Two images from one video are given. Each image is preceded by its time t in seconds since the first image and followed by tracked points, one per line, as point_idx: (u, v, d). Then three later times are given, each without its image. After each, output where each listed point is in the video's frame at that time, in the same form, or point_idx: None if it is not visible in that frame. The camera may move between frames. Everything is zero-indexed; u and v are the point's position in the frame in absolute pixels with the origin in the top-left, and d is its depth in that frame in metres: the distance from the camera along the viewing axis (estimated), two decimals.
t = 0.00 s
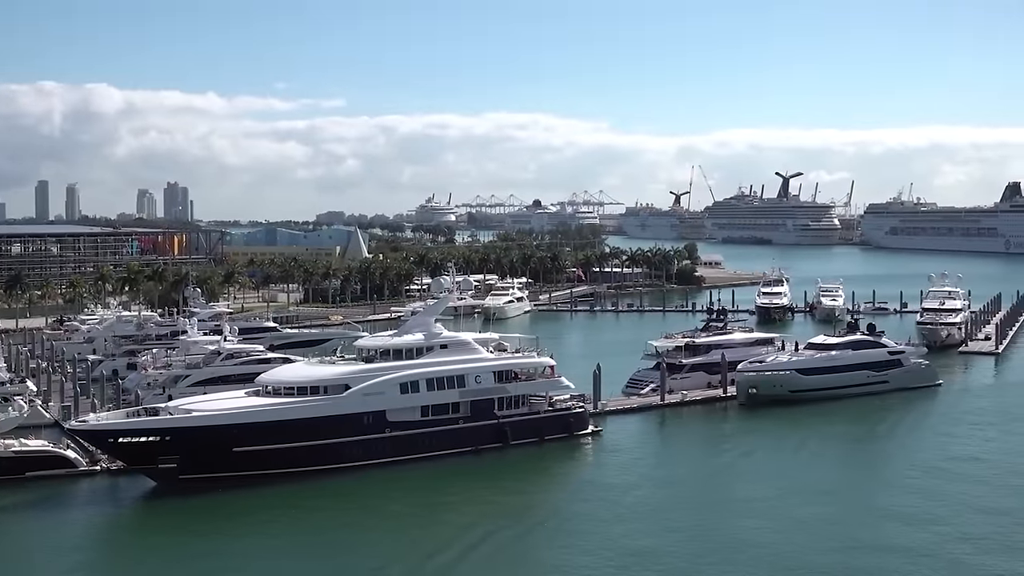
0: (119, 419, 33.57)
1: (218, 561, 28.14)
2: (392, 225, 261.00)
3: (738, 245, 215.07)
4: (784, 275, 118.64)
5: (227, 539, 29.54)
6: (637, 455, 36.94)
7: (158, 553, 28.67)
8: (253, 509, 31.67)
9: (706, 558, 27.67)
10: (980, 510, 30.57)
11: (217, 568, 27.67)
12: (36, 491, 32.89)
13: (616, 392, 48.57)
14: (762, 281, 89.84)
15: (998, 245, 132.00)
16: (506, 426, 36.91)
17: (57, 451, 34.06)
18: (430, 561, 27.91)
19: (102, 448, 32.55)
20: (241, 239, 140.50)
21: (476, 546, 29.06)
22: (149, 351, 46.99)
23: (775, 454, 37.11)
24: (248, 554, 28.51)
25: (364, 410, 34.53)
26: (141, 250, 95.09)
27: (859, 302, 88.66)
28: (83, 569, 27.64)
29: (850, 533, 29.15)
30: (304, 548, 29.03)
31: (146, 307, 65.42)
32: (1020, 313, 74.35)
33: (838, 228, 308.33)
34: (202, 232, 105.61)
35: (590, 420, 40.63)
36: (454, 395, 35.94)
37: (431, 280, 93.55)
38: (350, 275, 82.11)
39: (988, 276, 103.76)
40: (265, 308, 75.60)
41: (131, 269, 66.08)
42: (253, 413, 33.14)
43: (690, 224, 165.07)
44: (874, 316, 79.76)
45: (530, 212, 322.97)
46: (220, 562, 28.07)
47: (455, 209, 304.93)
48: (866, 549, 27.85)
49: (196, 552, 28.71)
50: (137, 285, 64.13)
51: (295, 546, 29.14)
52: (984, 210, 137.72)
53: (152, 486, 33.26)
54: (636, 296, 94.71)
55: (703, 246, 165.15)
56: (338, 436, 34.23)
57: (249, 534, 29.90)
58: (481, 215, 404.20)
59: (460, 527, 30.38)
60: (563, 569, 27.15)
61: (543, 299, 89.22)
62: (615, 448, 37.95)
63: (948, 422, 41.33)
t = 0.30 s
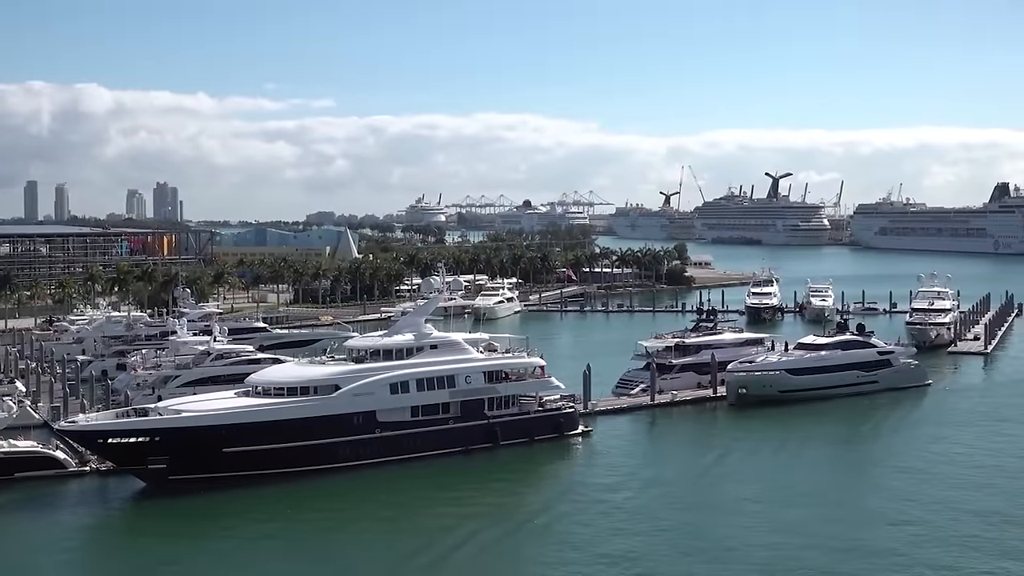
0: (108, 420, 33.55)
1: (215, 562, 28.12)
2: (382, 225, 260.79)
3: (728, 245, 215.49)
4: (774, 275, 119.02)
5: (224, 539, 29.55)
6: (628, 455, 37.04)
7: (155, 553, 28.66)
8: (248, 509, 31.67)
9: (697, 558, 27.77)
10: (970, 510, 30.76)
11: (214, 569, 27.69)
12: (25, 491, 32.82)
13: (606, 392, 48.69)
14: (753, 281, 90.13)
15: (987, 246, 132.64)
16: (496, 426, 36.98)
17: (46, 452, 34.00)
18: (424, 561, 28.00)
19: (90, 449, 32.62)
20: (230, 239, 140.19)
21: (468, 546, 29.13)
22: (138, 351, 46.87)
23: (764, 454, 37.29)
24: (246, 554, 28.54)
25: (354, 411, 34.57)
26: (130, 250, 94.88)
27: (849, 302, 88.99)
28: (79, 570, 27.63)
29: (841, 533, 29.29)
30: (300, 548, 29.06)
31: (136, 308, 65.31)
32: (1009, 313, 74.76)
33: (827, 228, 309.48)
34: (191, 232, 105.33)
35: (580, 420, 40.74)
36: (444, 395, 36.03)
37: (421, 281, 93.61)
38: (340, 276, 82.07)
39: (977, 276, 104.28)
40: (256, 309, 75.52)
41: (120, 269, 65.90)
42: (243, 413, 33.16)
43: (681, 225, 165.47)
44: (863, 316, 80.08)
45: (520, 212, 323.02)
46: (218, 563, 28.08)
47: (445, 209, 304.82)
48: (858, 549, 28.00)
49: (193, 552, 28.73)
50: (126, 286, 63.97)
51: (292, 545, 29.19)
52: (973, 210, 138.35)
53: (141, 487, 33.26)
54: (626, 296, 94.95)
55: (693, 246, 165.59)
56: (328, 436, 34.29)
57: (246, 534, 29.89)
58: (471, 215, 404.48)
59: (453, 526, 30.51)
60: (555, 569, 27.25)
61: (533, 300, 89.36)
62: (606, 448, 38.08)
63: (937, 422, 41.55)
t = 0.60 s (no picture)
0: (97, 420, 33.53)
1: (207, 563, 28.17)
2: (371, 225, 260.82)
3: (717, 245, 216.06)
4: (763, 275, 119.46)
5: (217, 539, 29.59)
6: (616, 455, 37.15)
7: (147, 553, 28.69)
8: (240, 509, 31.69)
9: (687, 558, 27.87)
10: (957, 509, 30.92)
11: (206, 569, 27.74)
12: (12, 492, 32.76)
13: (595, 392, 48.79)
14: (742, 281, 90.48)
15: (975, 246, 133.32)
16: (486, 426, 37.08)
17: (33, 452, 33.94)
18: (414, 561, 28.09)
19: (79, 449, 32.60)
20: (219, 239, 140.05)
21: (457, 546, 29.21)
22: (126, 351, 46.80)
23: (753, 454, 37.45)
24: (236, 555, 28.56)
25: (343, 411, 34.57)
26: (118, 250, 94.71)
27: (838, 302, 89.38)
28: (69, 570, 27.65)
29: (828, 532, 29.42)
30: (293, 549, 29.05)
31: (124, 308, 65.21)
32: (996, 313, 75.18)
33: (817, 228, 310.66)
34: (180, 232, 105.16)
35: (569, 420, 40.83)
36: (433, 395, 36.06)
37: (410, 281, 93.71)
38: (329, 276, 82.11)
39: (965, 276, 104.85)
40: (244, 309, 75.48)
41: (108, 269, 65.77)
42: (232, 413, 33.12)
43: (669, 225, 165.96)
44: (852, 316, 80.50)
45: (509, 211, 323.20)
46: (210, 563, 28.11)
47: (433, 210, 304.95)
48: (845, 549, 28.12)
49: (185, 552, 28.75)
50: (115, 286, 63.85)
51: (284, 545, 29.24)
52: (961, 210, 139.03)
53: (130, 487, 33.26)
54: (615, 296, 95.14)
55: (681, 246, 166.08)
56: (317, 436, 34.29)
57: (239, 534, 29.94)
58: (460, 215, 404.62)
59: (443, 526, 30.60)
60: (545, 569, 27.33)
61: (522, 300, 89.49)
62: (594, 448, 38.17)
63: (925, 422, 41.77)
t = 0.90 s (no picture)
0: (86, 420, 33.52)
1: (198, 562, 28.22)
2: (360, 226, 260.63)
3: (706, 245, 216.63)
4: (752, 275, 119.87)
5: (208, 539, 29.65)
6: (606, 455, 37.26)
7: (139, 552, 28.77)
8: (232, 510, 31.71)
9: (675, 557, 28.02)
10: (945, 509, 31.10)
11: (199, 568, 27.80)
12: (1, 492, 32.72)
13: (585, 391, 48.93)
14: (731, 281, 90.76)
15: (963, 246, 134.00)
16: (475, 426, 37.15)
17: (21, 452, 33.89)
18: (404, 560, 28.18)
19: (67, 450, 32.56)
20: (208, 240, 139.73)
21: (449, 545, 29.30)
22: (115, 351, 46.71)
23: (742, 454, 37.62)
24: (226, 555, 28.60)
25: (332, 411, 34.61)
26: (106, 251, 94.49)
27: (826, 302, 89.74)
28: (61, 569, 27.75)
29: (817, 532, 29.58)
30: (283, 548, 29.09)
31: (112, 307, 65.08)
32: (984, 313, 75.58)
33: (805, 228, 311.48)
34: (169, 232, 104.87)
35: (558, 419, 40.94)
36: (422, 395, 36.15)
37: (400, 281, 93.73)
38: (318, 275, 82.03)
39: (953, 276, 105.37)
40: (233, 309, 75.41)
41: (96, 269, 65.63)
42: (221, 413, 33.13)
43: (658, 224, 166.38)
44: (840, 316, 80.84)
45: (498, 212, 323.25)
46: (202, 562, 28.18)
47: (422, 210, 304.62)
48: (834, 548, 28.29)
49: (178, 551, 28.84)
50: (103, 286, 63.71)
51: (276, 545, 29.28)
52: (949, 210, 139.72)
53: (119, 487, 33.25)
54: (604, 296, 95.33)
55: (670, 245, 166.47)
56: (306, 436, 34.32)
57: (230, 535, 29.97)
58: (450, 215, 404.85)
59: (433, 526, 30.69)
60: (535, 568, 27.45)
61: (511, 300, 89.57)
62: (584, 448, 38.28)
63: (912, 421, 42.01)
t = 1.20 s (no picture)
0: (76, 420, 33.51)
1: (188, 562, 28.25)
2: (349, 225, 260.36)
3: (696, 245, 217.18)
4: (741, 274, 120.20)
5: (198, 539, 29.69)
6: (595, 455, 37.36)
7: (127, 552, 28.79)
8: (222, 510, 31.71)
9: (664, 557, 28.15)
10: (933, 509, 31.25)
11: (188, 568, 27.80)
12: None
13: (574, 391, 49.04)
14: (720, 281, 91.01)
15: (952, 246, 134.58)
16: (464, 426, 37.20)
17: (10, 452, 33.86)
18: (393, 560, 28.24)
19: (57, 450, 32.50)
20: (198, 239, 139.40)
21: (440, 545, 29.37)
22: (104, 351, 46.63)
23: (730, 453, 37.76)
24: (216, 555, 28.62)
25: (321, 411, 34.63)
26: (96, 250, 94.26)
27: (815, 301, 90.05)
28: (49, 568, 27.80)
29: (806, 532, 29.73)
30: (273, 548, 29.11)
31: (101, 308, 64.98)
32: (972, 312, 75.96)
33: (794, 228, 312.39)
34: (158, 232, 104.71)
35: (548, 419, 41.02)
36: (412, 395, 36.20)
37: (389, 281, 93.69)
38: (307, 275, 81.91)
39: (942, 276, 105.85)
40: (222, 309, 75.31)
41: (85, 269, 65.45)
42: (209, 413, 33.13)
43: (648, 224, 166.64)
44: (830, 315, 81.15)
45: (488, 211, 323.26)
46: (191, 563, 28.17)
47: (412, 210, 304.25)
48: (823, 549, 28.40)
49: (168, 551, 28.86)
50: (92, 286, 63.53)
51: (266, 546, 29.28)
52: (938, 210, 140.29)
53: (108, 487, 33.26)
54: (594, 296, 95.49)
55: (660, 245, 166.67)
56: (296, 436, 34.34)
57: (221, 536, 29.97)
58: (440, 215, 404.50)
59: (423, 526, 30.73)
60: (524, 569, 27.50)
61: (501, 299, 89.67)
62: (573, 448, 38.37)
63: (900, 421, 42.23)
